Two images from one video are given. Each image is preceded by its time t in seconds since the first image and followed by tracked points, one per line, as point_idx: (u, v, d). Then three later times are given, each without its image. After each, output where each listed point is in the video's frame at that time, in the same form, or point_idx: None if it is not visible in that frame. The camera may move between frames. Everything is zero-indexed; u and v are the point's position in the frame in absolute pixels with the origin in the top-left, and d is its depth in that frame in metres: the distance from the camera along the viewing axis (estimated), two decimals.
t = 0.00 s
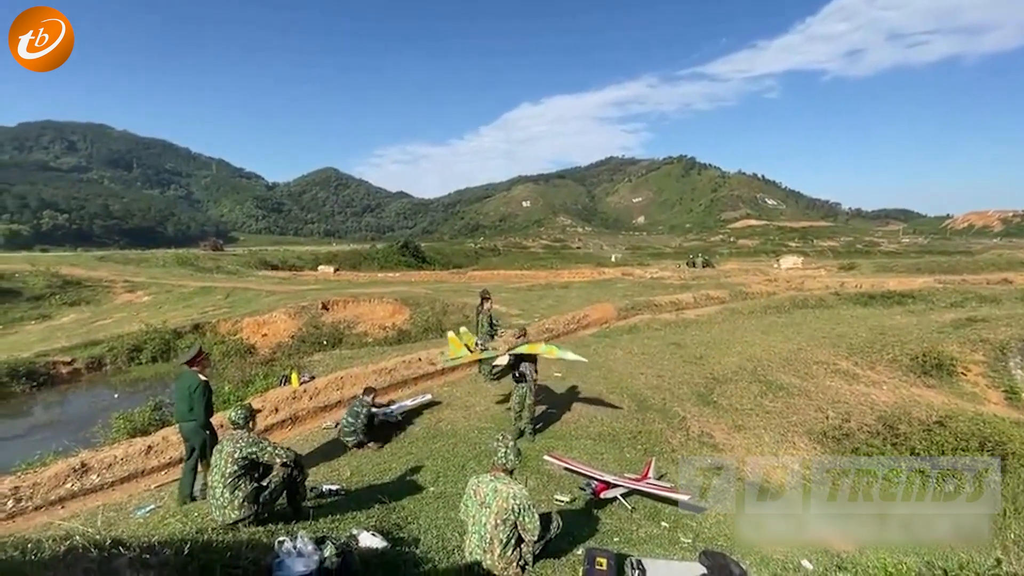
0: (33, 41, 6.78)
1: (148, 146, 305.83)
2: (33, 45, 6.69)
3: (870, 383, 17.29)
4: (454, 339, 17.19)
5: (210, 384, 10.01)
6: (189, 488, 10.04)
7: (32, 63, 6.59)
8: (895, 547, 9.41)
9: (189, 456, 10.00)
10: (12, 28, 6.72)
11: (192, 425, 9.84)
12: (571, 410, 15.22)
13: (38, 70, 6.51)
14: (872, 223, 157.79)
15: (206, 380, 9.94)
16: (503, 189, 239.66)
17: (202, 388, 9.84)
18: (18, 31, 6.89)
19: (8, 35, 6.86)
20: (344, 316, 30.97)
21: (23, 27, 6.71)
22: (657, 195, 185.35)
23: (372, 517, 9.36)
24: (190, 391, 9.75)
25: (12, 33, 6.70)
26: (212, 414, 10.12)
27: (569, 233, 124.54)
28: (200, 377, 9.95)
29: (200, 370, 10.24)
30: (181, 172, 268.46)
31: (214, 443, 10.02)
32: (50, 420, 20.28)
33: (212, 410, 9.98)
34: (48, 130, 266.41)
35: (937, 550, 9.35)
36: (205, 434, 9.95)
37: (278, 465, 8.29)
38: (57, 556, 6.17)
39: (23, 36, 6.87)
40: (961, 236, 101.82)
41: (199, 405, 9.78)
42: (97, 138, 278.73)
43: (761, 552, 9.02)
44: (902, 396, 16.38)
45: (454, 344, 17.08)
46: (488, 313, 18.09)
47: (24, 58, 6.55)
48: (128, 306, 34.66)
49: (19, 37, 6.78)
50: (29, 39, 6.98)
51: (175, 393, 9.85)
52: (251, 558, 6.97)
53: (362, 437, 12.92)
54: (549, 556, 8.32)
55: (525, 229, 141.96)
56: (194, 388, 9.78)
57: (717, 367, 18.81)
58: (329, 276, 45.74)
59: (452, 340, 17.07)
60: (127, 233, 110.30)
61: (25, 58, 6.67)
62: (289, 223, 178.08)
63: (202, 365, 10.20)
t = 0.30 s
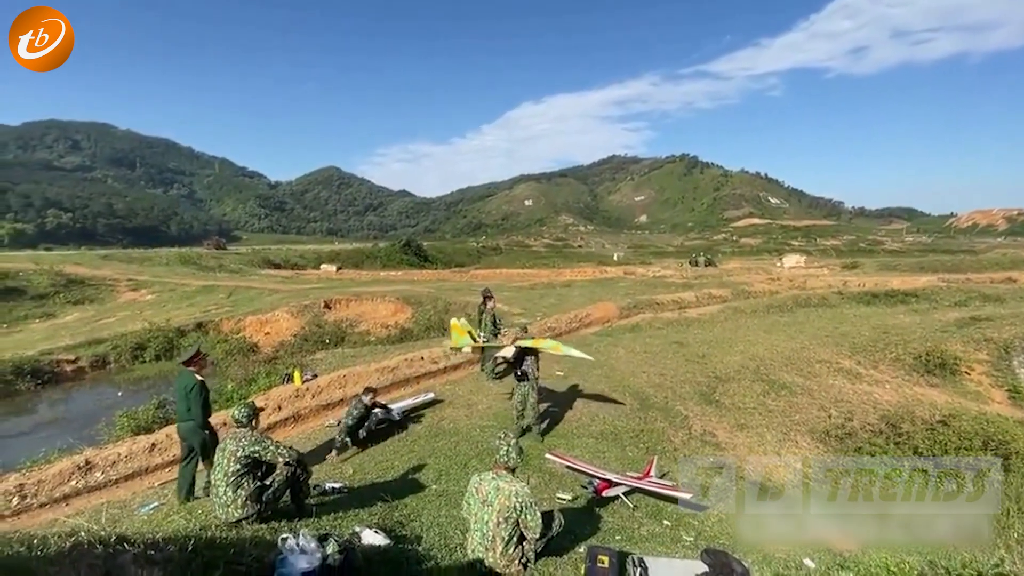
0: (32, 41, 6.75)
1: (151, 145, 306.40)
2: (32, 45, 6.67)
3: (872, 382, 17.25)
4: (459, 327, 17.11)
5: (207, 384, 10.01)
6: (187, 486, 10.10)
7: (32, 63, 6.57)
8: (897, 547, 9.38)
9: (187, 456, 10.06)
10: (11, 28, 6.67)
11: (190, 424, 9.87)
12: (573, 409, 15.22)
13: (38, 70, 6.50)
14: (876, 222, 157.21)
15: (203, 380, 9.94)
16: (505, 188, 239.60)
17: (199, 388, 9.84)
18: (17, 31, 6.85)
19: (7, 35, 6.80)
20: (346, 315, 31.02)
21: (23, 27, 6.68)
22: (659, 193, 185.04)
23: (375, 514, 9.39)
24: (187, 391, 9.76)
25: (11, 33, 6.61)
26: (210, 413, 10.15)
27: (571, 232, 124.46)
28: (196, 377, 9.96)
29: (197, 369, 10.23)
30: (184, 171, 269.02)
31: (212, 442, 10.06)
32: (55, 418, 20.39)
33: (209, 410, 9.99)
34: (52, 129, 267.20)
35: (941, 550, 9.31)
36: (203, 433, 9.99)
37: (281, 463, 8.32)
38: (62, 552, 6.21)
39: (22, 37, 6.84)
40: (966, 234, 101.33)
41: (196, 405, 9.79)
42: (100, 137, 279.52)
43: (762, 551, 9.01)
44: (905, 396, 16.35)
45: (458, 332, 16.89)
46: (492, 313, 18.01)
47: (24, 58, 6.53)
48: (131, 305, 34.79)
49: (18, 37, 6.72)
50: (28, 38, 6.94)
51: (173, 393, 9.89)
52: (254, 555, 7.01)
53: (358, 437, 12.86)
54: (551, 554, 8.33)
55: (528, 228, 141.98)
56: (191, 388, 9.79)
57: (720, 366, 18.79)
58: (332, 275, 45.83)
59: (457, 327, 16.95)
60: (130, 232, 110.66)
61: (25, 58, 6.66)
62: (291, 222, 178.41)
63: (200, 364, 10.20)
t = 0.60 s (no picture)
0: (33, 41, 6.73)
1: (152, 145, 306.60)
2: (32, 45, 6.66)
3: (873, 382, 17.24)
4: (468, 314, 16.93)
5: (199, 382, 10.03)
6: (185, 486, 10.08)
7: (32, 63, 6.55)
8: (898, 547, 9.37)
9: (183, 455, 10.05)
10: (11, 28, 6.64)
11: (183, 423, 9.86)
12: (575, 409, 15.20)
13: (38, 70, 6.48)
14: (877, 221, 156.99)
15: (195, 378, 9.97)
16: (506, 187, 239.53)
17: (190, 386, 9.87)
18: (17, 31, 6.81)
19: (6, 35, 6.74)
20: (347, 314, 31.02)
21: (23, 27, 6.66)
22: (661, 193, 184.84)
23: (376, 513, 9.41)
24: (179, 390, 9.80)
25: (11, 32, 6.56)
26: (204, 412, 10.13)
27: (572, 231, 124.32)
28: (189, 375, 10.00)
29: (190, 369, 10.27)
30: (185, 171, 269.17)
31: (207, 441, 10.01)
32: (57, 417, 20.44)
33: (202, 408, 9.97)
34: (54, 129, 267.41)
35: (942, 550, 9.30)
36: (198, 432, 9.97)
37: (284, 462, 8.35)
38: (65, 551, 6.22)
39: (23, 37, 6.81)
40: (968, 234, 101.14)
41: (188, 404, 9.80)
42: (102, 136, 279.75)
43: (763, 551, 9.00)
44: (907, 395, 16.33)
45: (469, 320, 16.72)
46: (494, 312, 17.98)
47: (24, 58, 6.52)
48: (133, 304, 34.83)
49: (18, 37, 6.69)
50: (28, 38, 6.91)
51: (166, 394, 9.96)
52: (255, 554, 7.02)
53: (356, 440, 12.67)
54: (552, 553, 8.35)
55: (528, 227, 142.06)
56: (183, 386, 9.83)
57: (721, 365, 18.77)
58: (333, 274, 45.83)
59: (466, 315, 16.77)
60: (131, 232, 110.78)
61: (25, 58, 6.64)
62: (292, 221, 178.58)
63: (193, 363, 10.23)
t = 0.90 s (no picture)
0: (33, 41, 6.73)
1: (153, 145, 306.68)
2: (32, 45, 6.66)
3: (874, 382, 17.22)
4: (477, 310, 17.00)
5: (197, 382, 10.04)
6: (185, 486, 10.09)
7: (32, 63, 6.55)
8: (898, 547, 9.37)
9: (182, 455, 10.06)
10: (11, 28, 6.64)
11: (182, 423, 9.87)
12: (575, 409, 15.20)
13: (38, 70, 6.48)
14: (877, 221, 156.95)
15: (193, 377, 9.98)
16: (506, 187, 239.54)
17: (189, 385, 9.87)
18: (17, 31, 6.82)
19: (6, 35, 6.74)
20: (347, 314, 31.00)
21: (23, 27, 6.66)
22: (661, 192, 184.76)
23: (376, 513, 9.42)
24: (177, 389, 9.81)
25: (11, 32, 6.55)
26: (202, 412, 10.11)
27: (572, 231, 124.30)
28: (187, 375, 10.00)
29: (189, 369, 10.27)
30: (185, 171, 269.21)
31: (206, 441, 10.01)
32: (57, 416, 20.46)
33: (201, 409, 9.97)
34: (54, 129, 267.49)
35: (943, 550, 9.29)
36: (197, 432, 9.96)
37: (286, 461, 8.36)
38: (66, 550, 6.22)
39: (22, 36, 6.81)
40: (968, 234, 101.12)
41: (186, 404, 9.80)
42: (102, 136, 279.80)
43: (763, 551, 9.00)
44: (907, 395, 16.32)
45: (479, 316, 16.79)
46: (495, 312, 17.97)
47: (24, 58, 6.53)
48: (133, 304, 34.84)
49: (18, 37, 6.69)
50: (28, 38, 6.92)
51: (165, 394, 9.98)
52: (255, 554, 7.03)
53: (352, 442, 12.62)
54: (552, 553, 8.36)
55: (528, 227, 142.06)
56: (181, 386, 9.83)
57: (721, 365, 18.76)
58: (333, 274, 45.83)
59: (474, 310, 16.80)
60: (132, 231, 110.83)
61: (25, 58, 6.65)
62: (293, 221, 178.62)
63: (192, 363, 10.23)
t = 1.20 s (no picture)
0: (32, 41, 6.73)
1: (153, 145, 306.82)
2: (31, 45, 6.66)
3: (874, 382, 17.22)
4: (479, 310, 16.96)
5: (204, 382, 10.00)
6: (185, 485, 10.10)
7: (32, 63, 6.55)
8: (901, 548, 9.34)
9: (184, 454, 10.06)
10: (11, 28, 6.63)
11: (186, 423, 9.85)
12: (576, 409, 15.19)
13: (38, 70, 6.48)
14: (877, 222, 156.85)
15: (199, 378, 9.93)
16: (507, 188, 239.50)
17: (195, 386, 9.84)
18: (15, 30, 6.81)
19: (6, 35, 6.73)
20: (348, 315, 30.94)
21: (23, 27, 6.66)
22: (661, 193, 184.74)
23: (376, 514, 9.41)
24: (183, 389, 9.77)
25: (11, 32, 6.55)
26: (206, 412, 10.09)
27: (572, 232, 124.29)
28: (194, 375, 9.97)
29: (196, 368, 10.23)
30: (186, 171, 269.32)
31: (208, 442, 10.00)
32: (58, 417, 20.48)
33: (205, 410, 9.94)
34: (55, 130, 267.71)
35: (945, 551, 9.28)
36: (200, 432, 9.95)
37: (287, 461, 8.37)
38: (67, 550, 6.22)
39: (22, 36, 6.81)
40: (968, 234, 101.06)
41: (191, 404, 9.77)
42: (102, 136, 279.96)
43: (764, 552, 8.99)
44: (907, 396, 16.31)
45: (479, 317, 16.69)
46: (496, 313, 17.96)
47: (24, 58, 6.53)
48: (134, 304, 34.87)
49: (18, 37, 6.69)
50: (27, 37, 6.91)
51: (170, 392, 9.95)
52: (255, 555, 7.03)
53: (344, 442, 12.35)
54: (552, 554, 8.35)
55: (528, 228, 142.05)
56: (187, 386, 9.79)
57: (721, 366, 18.77)
58: (333, 275, 45.86)
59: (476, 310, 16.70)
60: (132, 232, 110.96)
61: (25, 58, 6.65)
62: (293, 221, 178.82)
63: (198, 363, 10.19)
